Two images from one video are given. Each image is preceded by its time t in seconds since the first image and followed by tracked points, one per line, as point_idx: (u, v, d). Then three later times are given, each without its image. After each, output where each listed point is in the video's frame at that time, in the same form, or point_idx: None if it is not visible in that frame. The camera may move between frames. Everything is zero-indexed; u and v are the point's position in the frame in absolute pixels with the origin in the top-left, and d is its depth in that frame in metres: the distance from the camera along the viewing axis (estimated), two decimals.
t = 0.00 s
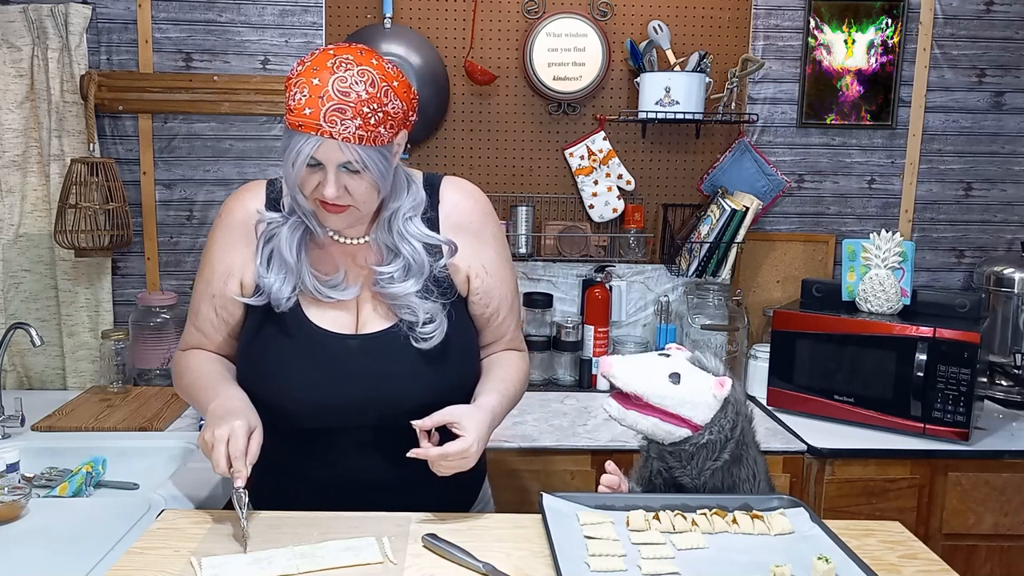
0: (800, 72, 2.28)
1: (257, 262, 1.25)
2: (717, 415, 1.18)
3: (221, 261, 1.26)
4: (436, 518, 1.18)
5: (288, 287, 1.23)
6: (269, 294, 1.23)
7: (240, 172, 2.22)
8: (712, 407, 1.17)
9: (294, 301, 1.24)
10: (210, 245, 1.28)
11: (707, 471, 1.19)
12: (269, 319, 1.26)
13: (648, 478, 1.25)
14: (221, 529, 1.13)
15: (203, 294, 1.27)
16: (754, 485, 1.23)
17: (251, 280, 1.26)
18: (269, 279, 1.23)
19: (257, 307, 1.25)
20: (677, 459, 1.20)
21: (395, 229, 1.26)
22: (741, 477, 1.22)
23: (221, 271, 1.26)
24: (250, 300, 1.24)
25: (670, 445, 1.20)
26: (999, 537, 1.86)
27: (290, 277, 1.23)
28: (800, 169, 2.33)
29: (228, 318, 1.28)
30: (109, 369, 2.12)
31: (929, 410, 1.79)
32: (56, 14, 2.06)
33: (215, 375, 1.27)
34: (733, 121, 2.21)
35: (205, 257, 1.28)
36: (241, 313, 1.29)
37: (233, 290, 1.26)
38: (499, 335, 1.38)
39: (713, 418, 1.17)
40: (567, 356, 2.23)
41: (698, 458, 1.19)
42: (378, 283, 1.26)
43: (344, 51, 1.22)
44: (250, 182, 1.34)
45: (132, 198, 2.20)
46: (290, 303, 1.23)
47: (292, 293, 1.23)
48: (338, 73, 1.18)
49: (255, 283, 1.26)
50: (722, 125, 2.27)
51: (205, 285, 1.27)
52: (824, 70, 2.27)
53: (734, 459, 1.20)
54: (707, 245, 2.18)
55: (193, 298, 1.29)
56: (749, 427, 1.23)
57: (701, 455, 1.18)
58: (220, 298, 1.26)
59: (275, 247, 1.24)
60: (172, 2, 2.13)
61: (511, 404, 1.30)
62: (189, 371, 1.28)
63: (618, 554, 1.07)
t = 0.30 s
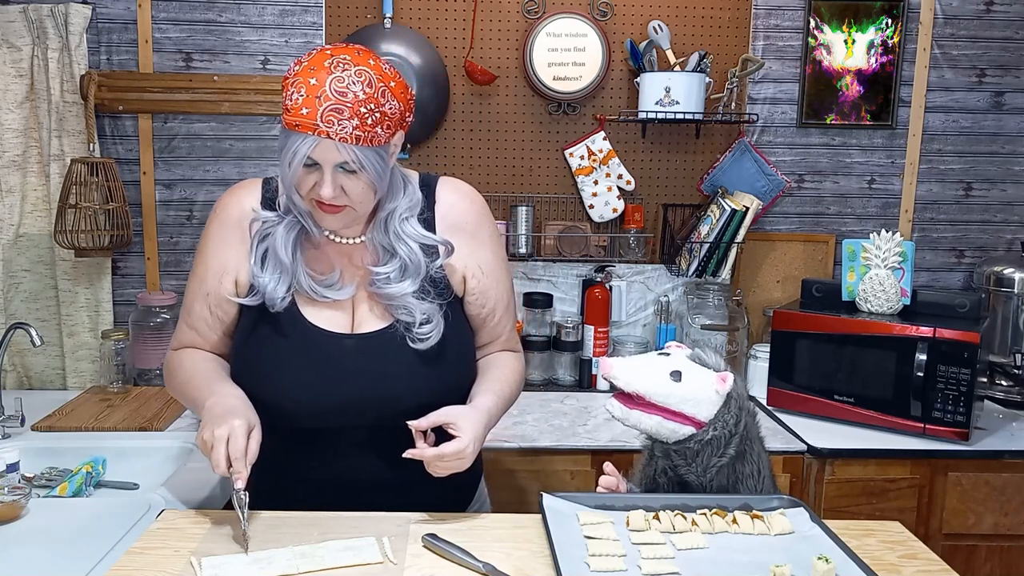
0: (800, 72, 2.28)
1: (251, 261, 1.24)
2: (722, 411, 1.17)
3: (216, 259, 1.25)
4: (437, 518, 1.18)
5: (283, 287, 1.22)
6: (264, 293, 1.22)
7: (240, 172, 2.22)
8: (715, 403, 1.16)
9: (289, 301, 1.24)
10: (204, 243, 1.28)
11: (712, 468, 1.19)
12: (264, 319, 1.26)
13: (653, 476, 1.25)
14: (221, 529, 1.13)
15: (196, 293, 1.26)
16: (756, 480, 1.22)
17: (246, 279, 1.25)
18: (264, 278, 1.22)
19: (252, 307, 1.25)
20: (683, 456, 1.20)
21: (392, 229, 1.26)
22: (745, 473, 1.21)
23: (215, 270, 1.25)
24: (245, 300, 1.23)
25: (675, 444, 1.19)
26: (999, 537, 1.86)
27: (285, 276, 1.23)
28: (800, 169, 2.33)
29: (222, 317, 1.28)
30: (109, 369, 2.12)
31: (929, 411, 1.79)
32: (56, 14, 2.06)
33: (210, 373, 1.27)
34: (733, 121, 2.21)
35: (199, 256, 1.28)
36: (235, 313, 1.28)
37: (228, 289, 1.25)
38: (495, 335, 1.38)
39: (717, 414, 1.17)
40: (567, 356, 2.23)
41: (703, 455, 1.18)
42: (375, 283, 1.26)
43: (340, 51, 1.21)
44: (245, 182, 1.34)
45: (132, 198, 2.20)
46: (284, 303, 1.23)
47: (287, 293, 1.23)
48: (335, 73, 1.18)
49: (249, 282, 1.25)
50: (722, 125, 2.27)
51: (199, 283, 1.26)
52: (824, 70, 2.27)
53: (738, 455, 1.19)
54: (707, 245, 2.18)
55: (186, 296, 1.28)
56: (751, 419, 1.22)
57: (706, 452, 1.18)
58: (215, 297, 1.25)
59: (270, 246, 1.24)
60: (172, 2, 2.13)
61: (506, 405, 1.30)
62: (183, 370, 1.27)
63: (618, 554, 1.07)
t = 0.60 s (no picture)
0: (800, 72, 2.28)
1: (251, 263, 1.23)
2: (714, 412, 1.16)
3: (215, 260, 1.23)
4: (437, 518, 1.18)
5: (285, 289, 1.22)
6: (266, 295, 1.22)
7: (240, 172, 2.22)
8: (709, 403, 1.16)
9: (292, 303, 1.23)
10: (200, 241, 1.25)
11: (708, 470, 1.19)
12: (266, 320, 1.25)
13: (649, 479, 1.25)
14: (221, 529, 1.13)
15: (193, 294, 1.24)
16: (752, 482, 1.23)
17: (246, 281, 1.24)
18: (266, 281, 1.22)
19: (253, 310, 1.24)
20: (682, 458, 1.19)
21: (394, 232, 1.26)
22: (740, 476, 1.21)
23: (215, 269, 1.23)
24: (246, 303, 1.22)
25: (673, 449, 1.18)
26: (999, 537, 1.86)
27: (287, 279, 1.23)
28: (800, 169, 2.33)
29: (222, 317, 1.26)
30: (109, 369, 2.12)
31: (929, 411, 1.79)
32: (56, 14, 2.06)
33: (208, 377, 1.24)
34: (733, 121, 2.21)
35: (194, 255, 1.26)
36: (234, 315, 1.27)
37: (229, 290, 1.24)
38: (492, 336, 1.39)
39: (711, 415, 1.16)
40: (567, 356, 2.23)
41: (697, 457, 1.18)
42: (377, 286, 1.26)
43: (345, 52, 1.22)
44: (240, 181, 1.32)
45: (132, 198, 2.20)
46: (287, 306, 1.22)
47: (289, 296, 1.23)
48: (341, 74, 1.18)
49: (249, 284, 1.24)
50: (722, 125, 2.27)
51: (196, 283, 1.23)
52: (824, 70, 2.27)
53: (734, 456, 1.19)
54: (707, 245, 2.18)
55: (182, 297, 1.25)
56: (745, 423, 1.23)
57: (700, 455, 1.18)
58: (215, 297, 1.23)
59: (271, 248, 1.23)
60: (172, 2, 2.13)
61: (507, 406, 1.32)
62: (178, 373, 1.24)
63: (618, 554, 1.07)
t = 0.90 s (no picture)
0: (800, 72, 2.28)
1: (254, 263, 1.22)
2: (717, 414, 1.17)
3: (220, 259, 1.22)
4: (437, 518, 1.18)
5: (291, 290, 1.21)
6: (272, 296, 1.21)
7: (240, 172, 2.22)
8: (711, 405, 1.16)
9: (298, 304, 1.23)
10: (202, 241, 1.23)
11: (708, 470, 1.19)
12: (273, 321, 1.24)
13: (648, 477, 1.25)
14: (221, 529, 1.13)
15: (196, 292, 1.21)
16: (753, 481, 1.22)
17: (250, 280, 1.23)
18: (271, 281, 1.21)
19: (258, 310, 1.22)
20: (680, 458, 1.19)
21: (397, 232, 1.27)
22: (741, 476, 1.21)
23: (221, 267, 1.21)
24: (252, 303, 1.21)
25: (671, 447, 1.19)
26: (999, 537, 1.86)
27: (292, 279, 1.22)
28: (800, 169, 2.33)
29: (227, 317, 1.24)
30: (109, 369, 2.13)
31: (929, 411, 1.79)
32: (56, 14, 2.06)
33: (208, 384, 1.19)
34: (733, 121, 2.21)
35: (195, 254, 1.23)
36: (239, 314, 1.25)
37: (235, 288, 1.22)
38: (491, 336, 1.41)
39: (713, 417, 1.17)
40: (567, 356, 2.23)
41: (698, 458, 1.18)
42: (382, 287, 1.27)
43: (353, 53, 1.21)
44: (240, 180, 1.30)
45: (132, 198, 2.20)
46: (294, 307, 1.22)
47: (295, 297, 1.22)
48: (351, 75, 1.18)
49: (253, 284, 1.23)
50: (722, 125, 2.27)
51: (200, 281, 1.21)
52: (824, 70, 2.27)
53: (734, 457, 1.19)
54: (707, 245, 2.18)
55: (183, 297, 1.22)
56: (747, 423, 1.22)
57: (701, 455, 1.18)
58: (221, 295, 1.21)
59: (276, 248, 1.23)
60: (172, 2, 2.13)
61: (510, 403, 1.35)
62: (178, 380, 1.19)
63: (618, 554, 1.07)
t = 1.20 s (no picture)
0: (800, 72, 2.28)
1: (262, 259, 1.22)
2: (717, 413, 1.18)
3: (233, 256, 1.21)
4: (438, 518, 1.18)
5: (298, 286, 1.22)
6: (280, 293, 1.21)
7: (240, 172, 2.22)
8: (711, 404, 1.17)
9: (306, 301, 1.23)
10: (213, 239, 1.22)
11: (708, 469, 1.20)
12: (281, 317, 1.24)
13: (649, 476, 1.25)
14: (222, 529, 1.13)
15: (209, 291, 1.19)
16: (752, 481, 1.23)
17: (258, 277, 1.23)
18: (279, 277, 1.21)
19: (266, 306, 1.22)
20: (679, 457, 1.20)
21: (402, 229, 1.30)
22: (741, 476, 1.22)
23: (236, 265, 1.21)
24: (261, 299, 1.21)
25: (670, 444, 1.20)
26: (999, 537, 1.86)
27: (299, 274, 1.23)
28: (800, 169, 2.33)
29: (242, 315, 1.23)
30: (109, 369, 2.12)
31: (929, 410, 1.79)
32: (56, 14, 2.06)
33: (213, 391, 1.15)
34: (733, 121, 2.21)
35: (205, 252, 1.22)
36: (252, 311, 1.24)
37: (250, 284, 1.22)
38: (494, 335, 1.42)
39: (713, 416, 1.18)
40: (567, 356, 2.23)
41: (698, 457, 1.19)
42: (387, 283, 1.28)
43: (363, 49, 1.23)
44: (246, 181, 1.31)
45: (132, 198, 2.20)
46: (302, 303, 1.22)
47: (303, 293, 1.23)
48: (363, 71, 1.19)
49: (261, 281, 1.23)
50: (722, 125, 2.27)
51: (215, 279, 1.19)
52: (824, 70, 2.27)
53: (734, 456, 1.20)
54: (707, 245, 2.18)
55: (195, 296, 1.20)
56: (747, 424, 1.24)
57: (701, 454, 1.19)
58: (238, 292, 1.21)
59: (284, 245, 1.23)
60: (172, 2, 2.13)
61: (513, 402, 1.34)
62: (171, 391, 1.14)
63: (618, 554, 1.07)
